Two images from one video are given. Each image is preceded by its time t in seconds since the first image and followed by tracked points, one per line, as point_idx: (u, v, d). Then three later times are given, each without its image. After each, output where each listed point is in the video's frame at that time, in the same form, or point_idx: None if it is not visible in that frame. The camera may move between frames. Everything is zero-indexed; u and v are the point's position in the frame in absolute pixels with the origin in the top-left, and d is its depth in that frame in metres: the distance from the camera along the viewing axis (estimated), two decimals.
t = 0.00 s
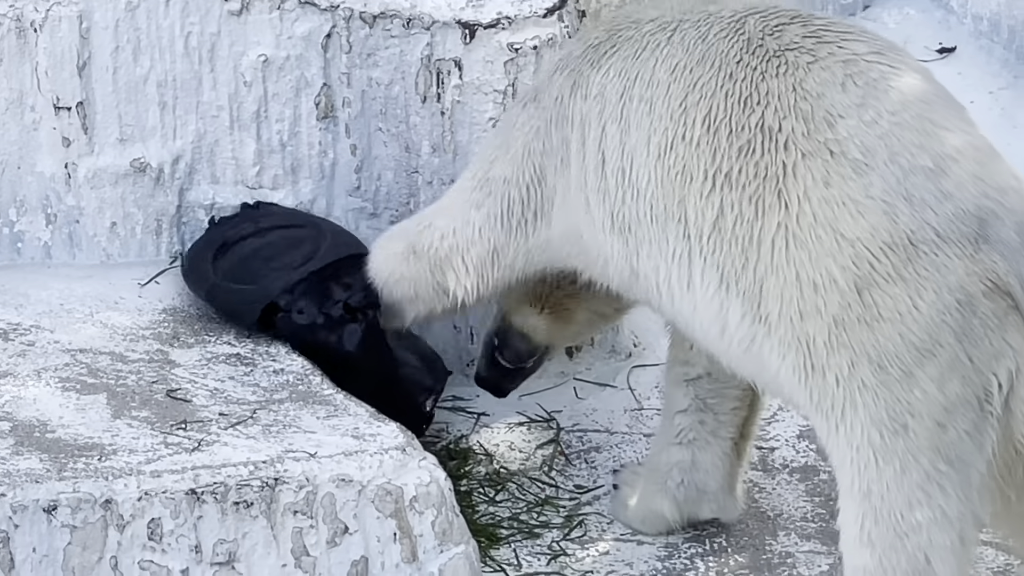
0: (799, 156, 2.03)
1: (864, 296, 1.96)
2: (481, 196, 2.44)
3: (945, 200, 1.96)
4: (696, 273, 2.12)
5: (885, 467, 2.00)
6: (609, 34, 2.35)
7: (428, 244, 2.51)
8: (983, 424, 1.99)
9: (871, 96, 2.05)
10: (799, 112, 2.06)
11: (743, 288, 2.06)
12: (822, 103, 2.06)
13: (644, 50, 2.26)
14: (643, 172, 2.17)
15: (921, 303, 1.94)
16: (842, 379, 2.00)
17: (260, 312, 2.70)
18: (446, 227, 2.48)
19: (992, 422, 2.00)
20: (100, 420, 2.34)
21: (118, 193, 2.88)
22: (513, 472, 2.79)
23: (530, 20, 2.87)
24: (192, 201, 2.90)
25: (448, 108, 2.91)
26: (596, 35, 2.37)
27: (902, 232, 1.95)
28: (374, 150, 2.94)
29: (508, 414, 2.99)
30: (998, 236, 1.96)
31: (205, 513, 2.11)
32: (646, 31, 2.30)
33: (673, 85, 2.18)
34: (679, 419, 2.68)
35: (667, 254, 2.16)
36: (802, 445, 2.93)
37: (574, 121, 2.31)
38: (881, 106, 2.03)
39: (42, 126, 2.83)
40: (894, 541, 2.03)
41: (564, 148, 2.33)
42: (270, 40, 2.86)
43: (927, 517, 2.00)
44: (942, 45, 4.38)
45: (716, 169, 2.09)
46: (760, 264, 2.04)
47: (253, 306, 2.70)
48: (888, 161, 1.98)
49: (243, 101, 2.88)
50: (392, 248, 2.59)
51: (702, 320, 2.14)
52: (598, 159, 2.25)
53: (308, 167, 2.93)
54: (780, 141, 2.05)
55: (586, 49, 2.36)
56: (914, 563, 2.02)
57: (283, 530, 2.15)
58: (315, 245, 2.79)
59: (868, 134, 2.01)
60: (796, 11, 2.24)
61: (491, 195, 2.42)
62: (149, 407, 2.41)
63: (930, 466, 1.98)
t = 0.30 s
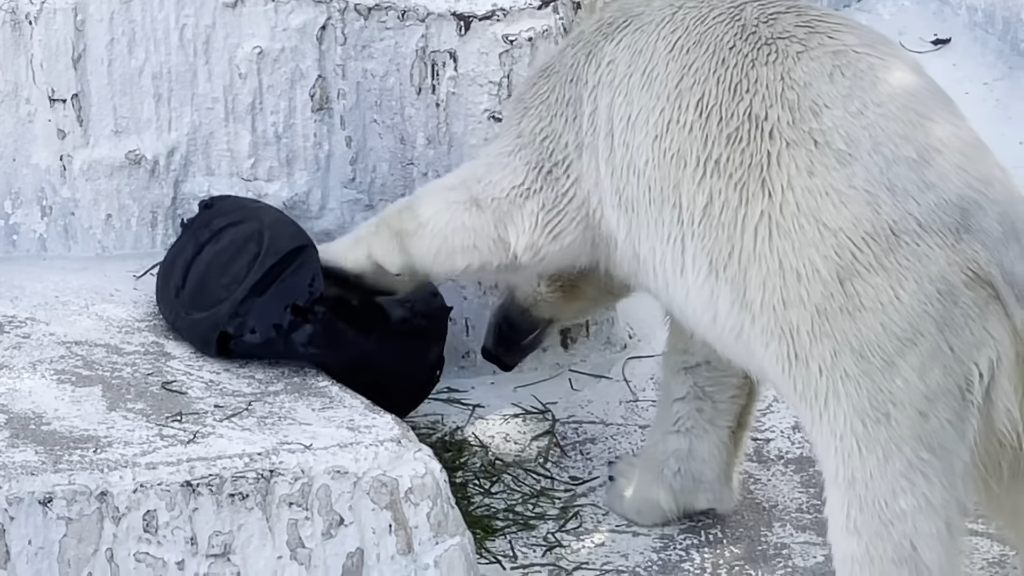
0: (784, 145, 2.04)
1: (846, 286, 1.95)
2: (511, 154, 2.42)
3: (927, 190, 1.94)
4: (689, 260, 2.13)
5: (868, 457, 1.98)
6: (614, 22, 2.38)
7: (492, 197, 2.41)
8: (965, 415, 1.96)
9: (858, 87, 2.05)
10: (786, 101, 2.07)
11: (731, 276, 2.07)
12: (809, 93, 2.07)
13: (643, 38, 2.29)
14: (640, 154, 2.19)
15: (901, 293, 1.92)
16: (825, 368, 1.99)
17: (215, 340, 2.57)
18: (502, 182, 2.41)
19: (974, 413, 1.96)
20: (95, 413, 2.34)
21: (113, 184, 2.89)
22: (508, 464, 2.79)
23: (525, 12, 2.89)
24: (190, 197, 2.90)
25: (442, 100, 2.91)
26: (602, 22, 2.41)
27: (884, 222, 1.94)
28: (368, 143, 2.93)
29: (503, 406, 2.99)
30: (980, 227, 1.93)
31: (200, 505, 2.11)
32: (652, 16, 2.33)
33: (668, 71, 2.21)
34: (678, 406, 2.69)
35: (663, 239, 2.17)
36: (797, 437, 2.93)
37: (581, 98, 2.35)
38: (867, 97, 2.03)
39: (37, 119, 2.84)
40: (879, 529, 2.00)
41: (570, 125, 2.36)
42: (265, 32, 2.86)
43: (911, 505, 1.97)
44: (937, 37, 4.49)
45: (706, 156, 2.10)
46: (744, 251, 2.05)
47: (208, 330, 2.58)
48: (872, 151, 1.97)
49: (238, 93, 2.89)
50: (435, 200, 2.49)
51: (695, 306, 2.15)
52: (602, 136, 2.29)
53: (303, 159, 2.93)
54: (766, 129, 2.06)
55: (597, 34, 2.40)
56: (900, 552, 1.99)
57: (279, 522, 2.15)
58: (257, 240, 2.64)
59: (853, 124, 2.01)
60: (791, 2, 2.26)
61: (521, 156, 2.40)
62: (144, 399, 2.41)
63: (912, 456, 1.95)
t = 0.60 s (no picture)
0: (793, 141, 2.03)
1: (858, 283, 1.96)
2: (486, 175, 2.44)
3: (940, 188, 1.96)
4: (688, 256, 2.12)
5: (873, 452, 1.99)
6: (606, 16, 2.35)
7: (436, 230, 2.48)
8: (972, 412, 1.98)
9: (867, 84, 2.06)
10: (795, 96, 2.07)
11: (733, 272, 2.06)
12: (818, 89, 2.07)
13: (637, 33, 2.27)
14: (637, 151, 2.17)
15: (914, 290, 1.93)
16: (834, 364, 1.99)
17: (210, 299, 2.68)
18: (452, 216, 2.46)
19: (981, 410, 1.98)
20: (93, 408, 2.34)
21: (110, 180, 2.88)
22: (505, 459, 2.79)
23: (522, 8, 2.91)
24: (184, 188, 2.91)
25: (440, 95, 2.93)
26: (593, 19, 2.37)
27: (898, 219, 1.95)
28: (366, 138, 2.95)
29: (501, 400, 2.99)
30: (992, 226, 1.96)
31: (198, 500, 2.11)
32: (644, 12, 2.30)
33: (668, 68, 2.18)
34: (675, 402, 2.68)
35: (662, 234, 2.16)
36: (794, 431, 2.93)
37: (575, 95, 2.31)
38: (876, 94, 2.05)
39: (34, 114, 2.83)
40: (882, 525, 2.01)
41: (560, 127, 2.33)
42: (262, 27, 2.86)
43: (915, 502, 1.98)
44: (934, 32, 4.47)
45: (710, 152, 2.09)
46: (750, 247, 2.04)
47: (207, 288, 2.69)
48: (884, 147, 1.99)
49: (235, 89, 2.88)
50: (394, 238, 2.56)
51: (694, 303, 2.14)
52: (595, 135, 2.24)
53: (300, 154, 2.93)
54: (774, 125, 2.05)
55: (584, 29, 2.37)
56: (902, 547, 2.01)
57: (276, 517, 2.15)
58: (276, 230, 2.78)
59: (865, 122, 2.02)
60: None
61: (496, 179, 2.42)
62: (142, 395, 2.41)
63: (918, 453, 1.96)
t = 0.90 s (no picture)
0: (818, 135, 2.05)
1: (883, 278, 1.96)
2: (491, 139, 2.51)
3: (967, 185, 1.97)
4: (704, 247, 2.14)
5: (891, 449, 1.98)
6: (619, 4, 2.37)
7: (438, 187, 2.54)
8: (993, 411, 1.98)
9: (893, 79, 2.07)
10: (819, 91, 2.08)
11: (749, 266, 2.08)
12: (843, 84, 2.08)
13: (649, 27, 2.29)
14: (652, 141, 2.20)
15: (941, 287, 1.94)
16: (855, 359, 1.99)
17: (196, 308, 2.64)
18: (456, 176, 2.52)
19: (1002, 409, 1.99)
20: (91, 403, 2.34)
21: (108, 176, 2.88)
22: (504, 453, 2.79)
23: (519, 3, 2.91)
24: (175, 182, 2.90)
25: (438, 90, 2.94)
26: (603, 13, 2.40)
27: (925, 215, 1.96)
28: (364, 133, 2.95)
29: (500, 395, 2.99)
30: (1018, 224, 1.96)
31: (196, 496, 2.11)
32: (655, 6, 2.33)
33: (685, 58, 2.21)
34: (672, 401, 2.68)
35: (676, 224, 2.18)
36: (792, 426, 2.93)
37: (588, 87, 2.35)
38: (902, 90, 2.06)
39: (32, 110, 2.84)
40: (893, 522, 2.00)
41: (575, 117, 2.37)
42: (260, 23, 2.86)
43: (930, 499, 1.98)
44: (931, 26, 4.47)
45: (729, 144, 2.11)
46: (770, 240, 2.06)
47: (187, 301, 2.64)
48: (910, 144, 2.00)
49: (233, 84, 2.88)
50: (392, 185, 2.62)
51: (709, 295, 2.16)
52: (608, 128, 2.28)
53: (297, 150, 2.93)
54: (798, 120, 2.07)
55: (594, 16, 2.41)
56: (912, 544, 1.99)
57: (275, 512, 2.15)
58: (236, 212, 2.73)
59: (891, 118, 2.03)
60: None
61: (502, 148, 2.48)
62: (140, 390, 2.41)
63: (936, 449, 1.96)
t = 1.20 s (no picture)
0: (822, 130, 2.05)
1: (885, 274, 1.96)
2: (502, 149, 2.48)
3: (970, 181, 1.96)
4: (710, 246, 2.15)
5: (890, 444, 1.98)
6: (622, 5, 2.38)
7: (457, 211, 2.50)
8: (993, 407, 1.98)
9: (897, 75, 2.06)
10: (823, 86, 2.08)
11: (754, 262, 2.09)
12: (847, 78, 2.08)
13: (653, 23, 2.30)
14: (659, 142, 2.20)
15: (942, 283, 1.93)
16: (855, 355, 1.99)
17: (203, 318, 2.60)
18: (476, 194, 2.49)
19: (1002, 405, 1.99)
20: (90, 402, 2.34)
21: (106, 174, 2.88)
22: (503, 451, 2.79)
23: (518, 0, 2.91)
24: (178, 182, 2.90)
25: (435, 88, 2.94)
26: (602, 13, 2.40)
27: (928, 211, 1.95)
28: (362, 131, 2.95)
29: (498, 393, 2.99)
30: (1020, 221, 1.96)
31: (195, 494, 2.11)
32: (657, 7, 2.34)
33: (690, 58, 2.21)
34: (672, 397, 2.68)
35: (683, 225, 2.18)
36: (791, 424, 2.93)
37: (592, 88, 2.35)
38: (906, 85, 2.05)
39: (30, 109, 2.83)
40: (892, 518, 2.00)
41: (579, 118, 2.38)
42: (258, 21, 2.86)
43: (929, 495, 1.98)
44: (929, 23, 4.47)
45: (734, 141, 2.12)
46: (774, 235, 2.06)
47: (195, 310, 2.61)
48: (914, 139, 1.99)
49: (231, 82, 2.88)
50: (404, 206, 2.57)
51: (711, 292, 2.17)
52: (615, 131, 2.29)
53: (296, 148, 2.93)
54: (802, 115, 2.07)
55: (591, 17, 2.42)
56: (911, 540, 2.00)
57: (274, 510, 2.15)
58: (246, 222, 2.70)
59: (894, 113, 2.02)
60: None
61: (514, 164, 2.46)
62: (139, 388, 2.41)
63: (936, 446, 1.97)
